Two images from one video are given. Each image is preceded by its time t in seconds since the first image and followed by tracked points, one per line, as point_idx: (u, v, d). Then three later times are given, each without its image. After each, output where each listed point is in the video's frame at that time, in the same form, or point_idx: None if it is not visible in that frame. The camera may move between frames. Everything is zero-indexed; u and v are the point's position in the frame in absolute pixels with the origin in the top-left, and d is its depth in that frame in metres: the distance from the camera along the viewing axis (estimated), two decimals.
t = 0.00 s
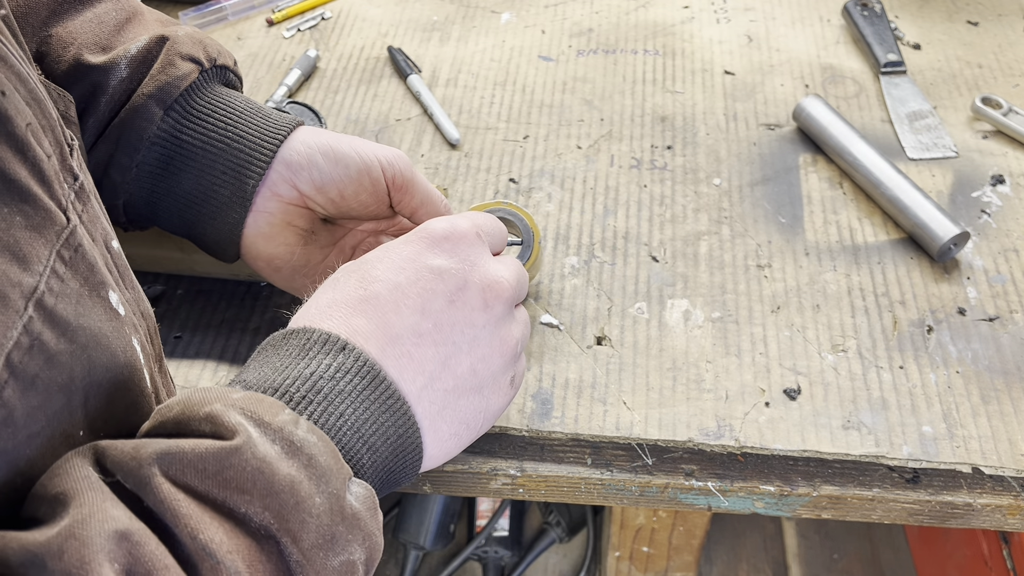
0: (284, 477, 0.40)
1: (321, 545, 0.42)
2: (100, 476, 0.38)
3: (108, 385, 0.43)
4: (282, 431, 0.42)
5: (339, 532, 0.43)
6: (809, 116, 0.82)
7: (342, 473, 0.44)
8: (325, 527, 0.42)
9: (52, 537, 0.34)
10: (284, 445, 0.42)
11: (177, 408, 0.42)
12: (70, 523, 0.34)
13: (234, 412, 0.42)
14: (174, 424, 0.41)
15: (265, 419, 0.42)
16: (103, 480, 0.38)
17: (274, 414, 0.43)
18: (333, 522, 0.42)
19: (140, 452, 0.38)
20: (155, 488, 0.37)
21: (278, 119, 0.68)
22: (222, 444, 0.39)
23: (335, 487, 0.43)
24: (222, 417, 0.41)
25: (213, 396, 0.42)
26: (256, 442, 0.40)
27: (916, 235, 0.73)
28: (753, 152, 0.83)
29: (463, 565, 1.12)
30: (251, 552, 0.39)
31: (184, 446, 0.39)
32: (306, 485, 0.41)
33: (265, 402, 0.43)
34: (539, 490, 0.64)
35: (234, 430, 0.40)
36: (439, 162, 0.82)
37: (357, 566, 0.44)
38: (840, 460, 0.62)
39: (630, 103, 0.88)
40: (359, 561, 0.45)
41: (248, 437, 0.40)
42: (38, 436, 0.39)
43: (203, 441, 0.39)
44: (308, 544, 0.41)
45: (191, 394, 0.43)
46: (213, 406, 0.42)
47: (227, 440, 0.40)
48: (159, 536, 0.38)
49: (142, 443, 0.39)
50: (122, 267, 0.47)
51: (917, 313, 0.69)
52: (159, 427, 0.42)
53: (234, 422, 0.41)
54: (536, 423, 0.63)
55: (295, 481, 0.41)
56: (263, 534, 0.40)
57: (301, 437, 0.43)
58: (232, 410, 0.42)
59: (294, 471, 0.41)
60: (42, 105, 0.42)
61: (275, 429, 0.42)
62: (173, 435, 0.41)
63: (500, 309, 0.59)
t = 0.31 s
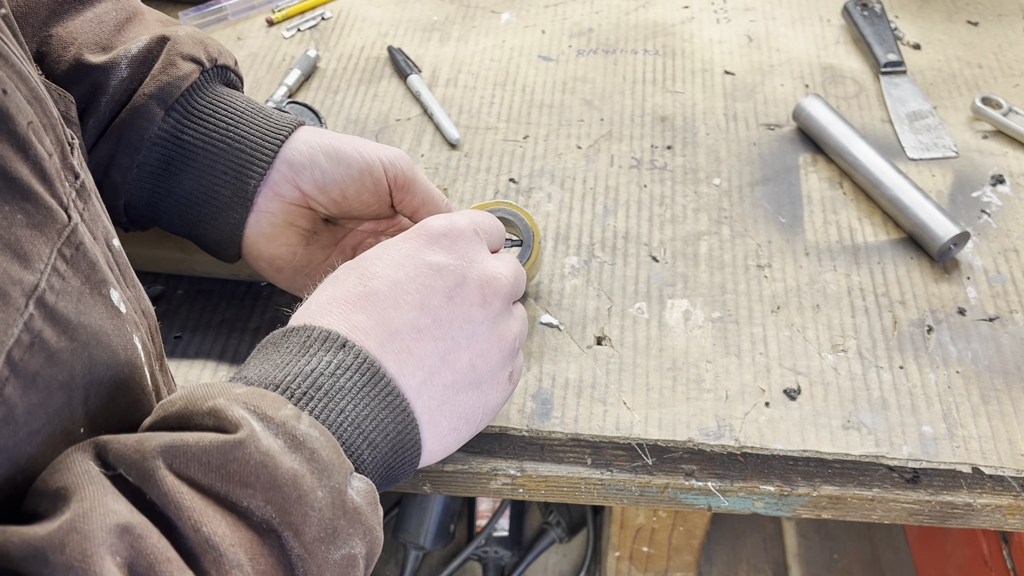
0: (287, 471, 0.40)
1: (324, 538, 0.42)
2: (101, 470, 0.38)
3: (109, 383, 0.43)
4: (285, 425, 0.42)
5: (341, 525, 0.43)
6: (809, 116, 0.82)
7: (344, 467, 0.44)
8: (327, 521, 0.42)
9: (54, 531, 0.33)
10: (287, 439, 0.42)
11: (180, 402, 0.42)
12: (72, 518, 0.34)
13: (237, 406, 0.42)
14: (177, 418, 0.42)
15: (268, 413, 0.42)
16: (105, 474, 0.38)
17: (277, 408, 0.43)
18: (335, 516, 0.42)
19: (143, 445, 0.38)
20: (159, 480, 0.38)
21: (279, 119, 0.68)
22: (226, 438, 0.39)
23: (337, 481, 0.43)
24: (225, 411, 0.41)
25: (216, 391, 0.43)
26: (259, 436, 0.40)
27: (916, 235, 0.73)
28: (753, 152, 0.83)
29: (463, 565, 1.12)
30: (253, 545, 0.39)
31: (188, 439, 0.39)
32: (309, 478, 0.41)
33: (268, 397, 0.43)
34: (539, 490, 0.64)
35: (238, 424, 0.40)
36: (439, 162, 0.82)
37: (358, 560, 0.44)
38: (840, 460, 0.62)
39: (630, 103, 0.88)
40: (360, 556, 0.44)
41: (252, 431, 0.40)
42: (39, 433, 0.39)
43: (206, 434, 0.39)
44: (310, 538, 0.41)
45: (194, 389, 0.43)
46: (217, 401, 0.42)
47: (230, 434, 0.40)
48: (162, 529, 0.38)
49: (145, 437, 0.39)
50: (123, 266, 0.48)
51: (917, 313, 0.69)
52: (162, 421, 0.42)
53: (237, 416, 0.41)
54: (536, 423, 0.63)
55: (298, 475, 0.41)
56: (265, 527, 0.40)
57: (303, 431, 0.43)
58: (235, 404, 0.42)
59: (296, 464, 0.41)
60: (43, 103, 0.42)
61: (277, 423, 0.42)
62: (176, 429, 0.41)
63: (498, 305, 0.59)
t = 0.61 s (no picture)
0: (288, 468, 0.41)
1: (325, 536, 0.42)
2: (103, 469, 0.38)
3: (111, 382, 0.43)
4: (286, 423, 0.42)
5: (343, 523, 0.43)
6: (809, 116, 0.82)
7: (345, 464, 0.44)
8: (329, 518, 0.42)
9: (57, 528, 0.34)
10: (288, 436, 0.42)
11: (181, 401, 0.42)
12: (74, 515, 0.34)
13: (238, 404, 0.42)
14: (178, 417, 0.42)
15: (269, 411, 0.42)
16: (107, 472, 0.38)
17: (278, 406, 0.43)
18: (336, 513, 0.42)
19: (145, 443, 0.38)
20: (160, 478, 0.38)
21: (280, 120, 0.68)
22: (227, 436, 0.39)
23: (339, 479, 0.43)
24: (226, 409, 0.41)
25: (217, 389, 0.43)
26: (260, 433, 0.41)
27: (916, 235, 0.73)
28: (753, 152, 0.83)
29: (463, 565, 1.12)
30: (255, 542, 0.39)
31: (190, 437, 0.39)
32: (310, 476, 0.41)
33: (268, 395, 0.43)
34: (539, 490, 0.64)
35: (238, 422, 0.41)
36: (439, 162, 0.82)
37: (360, 558, 0.44)
38: (840, 460, 0.62)
39: (630, 103, 0.88)
40: (362, 554, 0.44)
41: (253, 429, 0.40)
42: (42, 432, 0.39)
43: (207, 432, 0.39)
44: (312, 535, 0.41)
45: (195, 388, 0.43)
46: (218, 399, 0.42)
47: (231, 432, 0.40)
48: (164, 527, 0.38)
49: (147, 435, 0.39)
50: (126, 265, 0.48)
51: (917, 313, 0.69)
52: (164, 420, 0.42)
53: (238, 414, 0.41)
54: (536, 423, 0.63)
55: (299, 473, 0.41)
56: (267, 525, 0.40)
57: (304, 429, 0.43)
58: (236, 402, 0.42)
59: (297, 462, 0.41)
60: (45, 103, 0.42)
61: (278, 421, 0.42)
62: (177, 428, 0.42)
63: (499, 302, 0.58)
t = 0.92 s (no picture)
0: (285, 466, 0.41)
1: (323, 533, 0.42)
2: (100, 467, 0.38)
3: (111, 382, 0.43)
4: (283, 421, 0.42)
5: (341, 520, 0.43)
6: (810, 116, 0.82)
7: (343, 462, 0.44)
8: (326, 516, 0.42)
9: (54, 527, 0.33)
10: (285, 434, 0.42)
11: (179, 399, 0.42)
12: (72, 513, 0.34)
13: (235, 403, 0.42)
14: (175, 416, 0.42)
15: (265, 409, 0.42)
16: (105, 471, 0.38)
17: (275, 404, 0.43)
18: (334, 510, 0.42)
19: (142, 442, 0.38)
20: (157, 477, 0.38)
21: (280, 122, 0.67)
22: (223, 434, 0.39)
23: (336, 476, 0.43)
24: (223, 408, 0.41)
25: (214, 388, 0.43)
26: (257, 431, 0.41)
27: (916, 235, 0.73)
28: (753, 152, 0.83)
29: (463, 565, 1.12)
30: (253, 540, 0.39)
31: (187, 436, 0.39)
32: (307, 474, 0.41)
33: (265, 393, 0.43)
34: (539, 490, 0.64)
35: (235, 420, 0.41)
36: (439, 162, 0.82)
37: (359, 555, 0.44)
38: (840, 460, 0.62)
39: (630, 103, 0.88)
40: (361, 551, 0.44)
41: (249, 427, 0.40)
42: (42, 431, 0.39)
43: (204, 430, 0.39)
44: (310, 533, 0.41)
45: (192, 386, 0.43)
46: (215, 397, 0.42)
47: (228, 430, 0.40)
48: (162, 526, 0.38)
49: (145, 434, 0.39)
50: (126, 265, 0.47)
51: (917, 313, 0.69)
52: (161, 418, 0.42)
53: (235, 413, 0.41)
54: (536, 423, 0.63)
55: (296, 470, 0.41)
56: (265, 523, 0.40)
57: (302, 426, 0.43)
58: (233, 401, 0.42)
59: (294, 460, 0.41)
60: (46, 103, 0.42)
61: (275, 419, 0.42)
62: (174, 427, 0.42)
63: (499, 299, 0.58)
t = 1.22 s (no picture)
0: (289, 470, 0.40)
1: (326, 537, 0.42)
2: (103, 468, 0.38)
3: (111, 384, 0.43)
4: (287, 424, 0.42)
5: (343, 524, 0.43)
6: (810, 116, 0.82)
7: (346, 466, 0.44)
8: (329, 519, 0.42)
9: (54, 529, 0.33)
10: (289, 438, 0.42)
11: (183, 401, 0.42)
12: (71, 516, 0.34)
13: (240, 405, 0.42)
14: (180, 417, 0.42)
15: (270, 412, 0.42)
16: (108, 471, 0.38)
17: (279, 407, 0.43)
18: (337, 514, 0.42)
19: (147, 442, 0.39)
20: (160, 478, 0.38)
21: (281, 122, 0.67)
22: (228, 436, 0.39)
23: (339, 481, 0.43)
24: (228, 410, 0.41)
25: (219, 390, 0.43)
26: (261, 434, 0.41)
27: (916, 235, 0.73)
28: (753, 152, 0.83)
29: (463, 565, 1.12)
30: (255, 543, 0.39)
31: (191, 437, 0.39)
32: (311, 477, 0.41)
33: (270, 396, 0.43)
34: (539, 490, 0.64)
35: (240, 423, 0.41)
36: (439, 162, 0.82)
37: (360, 560, 0.44)
38: (840, 460, 0.62)
39: (630, 103, 0.88)
40: (363, 555, 0.44)
41: (254, 430, 0.40)
42: (42, 432, 0.39)
43: (209, 432, 0.40)
44: (312, 537, 0.41)
45: (197, 388, 0.43)
46: (220, 399, 0.42)
47: (232, 433, 0.40)
48: (164, 527, 0.38)
49: (149, 435, 0.39)
50: (126, 267, 0.47)
51: (917, 313, 0.69)
52: (165, 419, 0.42)
53: (239, 415, 0.41)
54: (536, 423, 0.63)
55: (299, 474, 0.41)
56: (267, 526, 0.40)
57: (306, 430, 0.43)
58: (237, 403, 0.42)
59: (298, 463, 0.41)
60: (45, 104, 0.42)
61: (280, 422, 0.42)
62: (178, 428, 0.42)
63: (502, 302, 0.58)
